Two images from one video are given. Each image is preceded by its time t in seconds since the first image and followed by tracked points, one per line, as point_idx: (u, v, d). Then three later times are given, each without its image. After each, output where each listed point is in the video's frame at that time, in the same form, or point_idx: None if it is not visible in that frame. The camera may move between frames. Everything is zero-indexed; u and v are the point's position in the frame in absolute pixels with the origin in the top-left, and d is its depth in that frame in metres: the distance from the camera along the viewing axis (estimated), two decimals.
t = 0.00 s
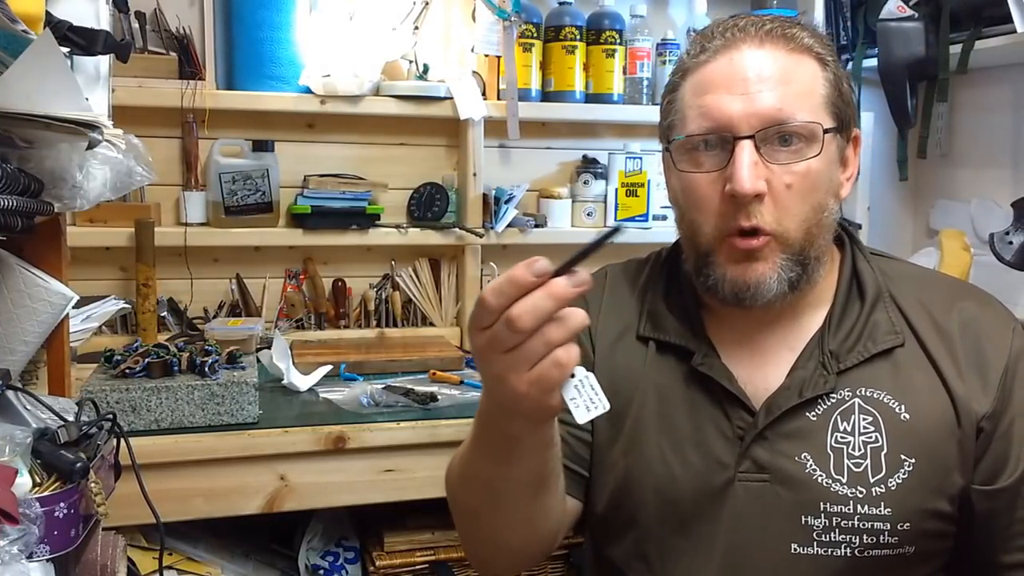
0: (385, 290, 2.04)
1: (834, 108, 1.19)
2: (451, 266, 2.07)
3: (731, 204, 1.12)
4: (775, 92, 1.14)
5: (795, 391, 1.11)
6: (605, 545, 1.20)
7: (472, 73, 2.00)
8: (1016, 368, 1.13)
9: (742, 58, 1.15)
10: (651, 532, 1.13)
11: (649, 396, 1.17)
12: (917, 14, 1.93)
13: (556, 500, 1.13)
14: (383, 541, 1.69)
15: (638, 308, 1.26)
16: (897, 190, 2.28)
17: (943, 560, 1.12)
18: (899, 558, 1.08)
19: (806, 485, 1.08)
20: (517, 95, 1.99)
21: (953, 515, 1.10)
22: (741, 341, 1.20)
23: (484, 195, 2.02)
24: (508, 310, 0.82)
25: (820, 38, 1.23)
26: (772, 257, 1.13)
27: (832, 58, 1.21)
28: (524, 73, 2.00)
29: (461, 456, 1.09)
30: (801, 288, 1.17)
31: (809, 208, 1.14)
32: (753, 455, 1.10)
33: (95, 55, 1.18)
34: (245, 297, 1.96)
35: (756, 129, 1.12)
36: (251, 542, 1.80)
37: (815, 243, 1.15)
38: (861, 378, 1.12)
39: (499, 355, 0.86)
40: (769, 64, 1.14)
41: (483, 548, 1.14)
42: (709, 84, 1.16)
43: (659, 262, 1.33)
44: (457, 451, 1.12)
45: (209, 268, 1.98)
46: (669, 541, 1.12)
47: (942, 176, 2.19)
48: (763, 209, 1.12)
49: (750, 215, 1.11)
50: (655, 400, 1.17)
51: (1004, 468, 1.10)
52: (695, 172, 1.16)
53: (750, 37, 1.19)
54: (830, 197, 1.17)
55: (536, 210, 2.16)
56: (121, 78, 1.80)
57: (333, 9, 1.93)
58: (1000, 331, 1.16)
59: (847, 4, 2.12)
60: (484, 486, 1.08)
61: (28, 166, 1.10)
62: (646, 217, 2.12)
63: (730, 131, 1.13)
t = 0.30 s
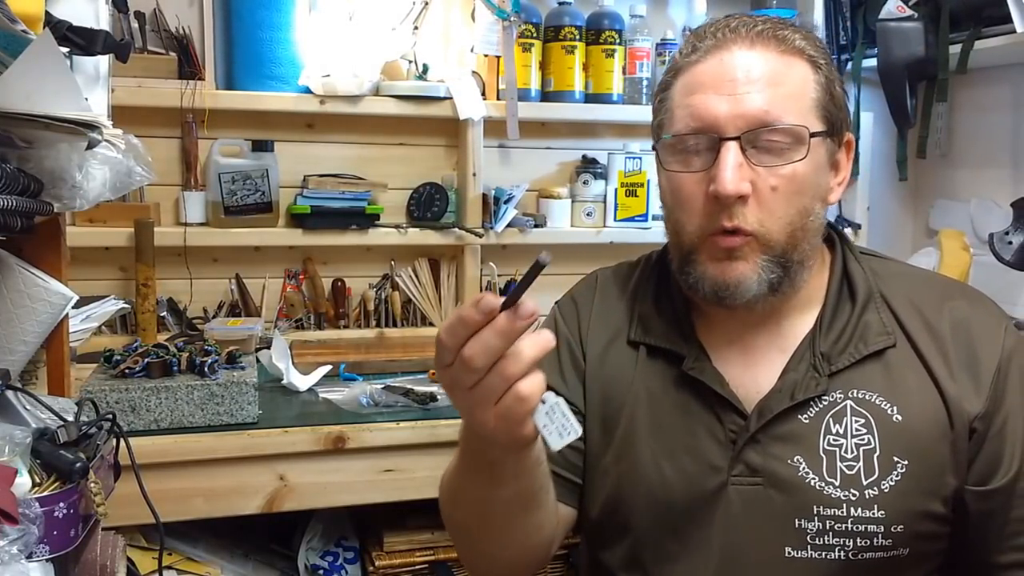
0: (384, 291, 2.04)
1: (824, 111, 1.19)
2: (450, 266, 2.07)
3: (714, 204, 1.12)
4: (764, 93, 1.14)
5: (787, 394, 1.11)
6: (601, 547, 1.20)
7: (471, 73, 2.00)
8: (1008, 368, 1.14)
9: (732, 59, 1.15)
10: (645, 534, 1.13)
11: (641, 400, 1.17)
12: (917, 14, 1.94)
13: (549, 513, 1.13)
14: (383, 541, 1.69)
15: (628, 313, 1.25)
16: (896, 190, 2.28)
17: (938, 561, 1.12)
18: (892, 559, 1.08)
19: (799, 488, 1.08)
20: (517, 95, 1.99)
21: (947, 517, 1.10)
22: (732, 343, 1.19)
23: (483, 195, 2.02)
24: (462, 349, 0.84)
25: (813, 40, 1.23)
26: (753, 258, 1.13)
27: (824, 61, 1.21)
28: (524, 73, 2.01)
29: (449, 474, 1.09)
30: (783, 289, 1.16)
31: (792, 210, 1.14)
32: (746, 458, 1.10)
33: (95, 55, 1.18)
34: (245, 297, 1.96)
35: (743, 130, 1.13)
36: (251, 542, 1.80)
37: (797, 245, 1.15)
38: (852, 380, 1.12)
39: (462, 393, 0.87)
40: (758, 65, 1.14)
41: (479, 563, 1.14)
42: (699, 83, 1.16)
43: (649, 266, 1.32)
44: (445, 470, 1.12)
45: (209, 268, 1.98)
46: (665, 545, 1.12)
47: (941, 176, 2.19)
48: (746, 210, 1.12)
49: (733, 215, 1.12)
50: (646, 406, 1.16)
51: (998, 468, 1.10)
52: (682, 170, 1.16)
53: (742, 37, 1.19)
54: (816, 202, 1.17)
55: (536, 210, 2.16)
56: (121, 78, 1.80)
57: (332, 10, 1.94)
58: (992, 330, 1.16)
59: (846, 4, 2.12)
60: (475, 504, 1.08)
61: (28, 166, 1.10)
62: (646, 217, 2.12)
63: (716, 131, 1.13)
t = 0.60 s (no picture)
0: (384, 291, 2.04)
1: (828, 126, 1.20)
2: (449, 266, 2.07)
3: (692, 186, 1.12)
4: (765, 90, 1.15)
5: (776, 396, 1.11)
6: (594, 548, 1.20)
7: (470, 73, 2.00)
8: (997, 369, 1.14)
9: (747, 50, 1.17)
10: (637, 536, 1.13)
11: (629, 402, 1.16)
12: (917, 14, 1.94)
13: (539, 529, 1.13)
14: (382, 541, 1.69)
15: (617, 317, 1.25)
16: (896, 190, 2.28)
17: (930, 563, 1.12)
18: (883, 562, 1.08)
19: (788, 491, 1.08)
20: (517, 95, 1.99)
21: (938, 518, 1.10)
22: (717, 343, 1.19)
23: (483, 195, 2.02)
24: (433, 392, 0.88)
25: (837, 52, 1.23)
26: (722, 250, 1.12)
27: (843, 77, 1.22)
28: (523, 73, 2.01)
29: (437, 495, 1.09)
30: (749, 289, 1.15)
31: (770, 214, 1.14)
32: (736, 461, 1.09)
33: (94, 55, 1.19)
34: (244, 297, 1.96)
35: (736, 121, 1.14)
36: (250, 542, 1.80)
37: (771, 251, 1.14)
38: (841, 382, 1.12)
39: (436, 434, 0.90)
40: (769, 63, 1.16)
41: None
42: (709, 69, 1.18)
43: (637, 270, 1.32)
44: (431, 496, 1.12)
45: (208, 268, 1.98)
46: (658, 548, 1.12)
47: (941, 176, 2.19)
48: (721, 201, 1.11)
49: (707, 203, 1.11)
50: (633, 411, 1.16)
51: (988, 470, 1.11)
52: (676, 151, 1.18)
53: (764, 33, 1.20)
54: (800, 214, 1.17)
55: (535, 210, 2.16)
56: (120, 78, 1.80)
57: (332, 10, 1.95)
58: (982, 331, 1.17)
59: (846, 4, 2.12)
60: (463, 526, 1.09)
61: (28, 167, 1.10)
62: (645, 217, 2.12)
63: (713, 117, 1.15)
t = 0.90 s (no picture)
0: (383, 291, 2.04)
1: (831, 128, 1.20)
2: (449, 266, 2.07)
3: (692, 181, 1.12)
4: (770, 87, 1.15)
5: (773, 396, 1.11)
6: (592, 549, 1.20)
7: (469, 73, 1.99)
8: (995, 370, 1.14)
9: (754, 47, 1.17)
10: (635, 536, 1.13)
11: (626, 402, 1.16)
12: (916, 14, 1.94)
13: (534, 536, 1.14)
14: (382, 541, 1.69)
15: (614, 316, 1.25)
16: (896, 190, 2.28)
17: (928, 563, 1.12)
18: (880, 563, 1.08)
19: (785, 492, 1.08)
20: (516, 95, 1.99)
21: (935, 519, 1.10)
22: (715, 343, 1.19)
23: (482, 195, 2.02)
24: (420, 413, 0.89)
25: (846, 56, 1.23)
26: (720, 246, 1.12)
27: (850, 80, 1.22)
28: (522, 73, 2.00)
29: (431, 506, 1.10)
30: (746, 289, 1.15)
31: (770, 213, 1.14)
32: (733, 462, 1.10)
33: (94, 55, 1.19)
34: (244, 297, 1.96)
35: (739, 117, 1.14)
36: (250, 542, 1.80)
37: (770, 250, 1.14)
38: (838, 383, 1.12)
39: (424, 452, 0.91)
40: (776, 61, 1.16)
41: None
42: (716, 65, 1.18)
43: (636, 270, 1.32)
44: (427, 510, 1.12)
45: (208, 268, 1.98)
46: (656, 548, 1.12)
47: (940, 176, 2.19)
48: (721, 197, 1.12)
49: (706, 198, 1.12)
50: (630, 412, 1.16)
51: (986, 471, 1.11)
52: (680, 146, 1.18)
53: (772, 32, 1.20)
54: (800, 214, 1.17)
55: (535, 210, 2.16)
56: (119, 78, 1.80)
57: (331, 10, 1.95)
58: (979, 332, 1.17)
59: (845, 4, 2.12)
60: (457, 536, 1.09)
61: (27, 166, 1.10)
62: (644, 217, 2.12)
63: (717, 113, 1.15)
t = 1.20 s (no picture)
0: (383, 291, 2.04)
1: (841, 126, 1.20)
2: (449, 266, 2.07)
3: (701, 178, 1.12)
4: (780, 86, 1.15)
5: (778, 396, 1.11)
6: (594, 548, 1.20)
7: (469, 73, 1.99)
8: (1000, 371, 1.15)
9: (765, 46, 1.17)
10: (638, 535, 1.13)
11: (631, 401, 1.16)
12: (916, 15, 1.94)
13: (537, 536, 1.13)
14: (381, 541, 1.69)
15: (619, 313, 1.25)
16: (895, 190, 2.28)
17: (931, 563, 1.12)
18: (884, 563, 1.08)
19: (790, 491, 1.08)
20: (516, 94, 1.99)
21: (940, 519, 1.10)
22: (721, 342, 1.19)
23: (481, 195, 2.02)
24: (425, 417, 0.89)
25: (855, 55, 1.23)
26: (729, 243, 1.12)
27: (860, 79, 1.22)
28: (522, 73, 2.01)
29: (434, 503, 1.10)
30: (753, 286, 1.15)
31: (780, 210, 1.14)
32: (737, 461, 1.10)
33: (93, 55, 1.18)
34: (243, 297, 1.96)
35: (749, 115, 1.14)
36: (249, 542, 1.80)
37: (777, 248, 1.14)
38: (843, 383, 1.12)
39: (426, 455, 0.92)
40: (787, 60, 1.16)
41: None
42: (726, 63, 1.19)
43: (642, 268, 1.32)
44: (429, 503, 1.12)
45: (207, 268, 1.98)
46: (659, 547, 1.12)
47: (940, 176, 2.19)
48: (730, 194, 1.12)
49: (715, 195, 1.12)
50: (635, 410, 1.16)
51: (990, 472, 1.11)
52: (689, 143, 1.18)
53: (783, 31, 1.20)
54: (809, 213, 1.17)
55: (534, 210, 2.16)
56: (118, 78, 1.80)
57: (330, 10, 1.95)
58: (985, 334, 1.17)
59: (845, 4, 2.12)
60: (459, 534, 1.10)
61: (27, 166, 1.10)
62: (644, 217, 2.12)
63: (726, 110, 1.15)
